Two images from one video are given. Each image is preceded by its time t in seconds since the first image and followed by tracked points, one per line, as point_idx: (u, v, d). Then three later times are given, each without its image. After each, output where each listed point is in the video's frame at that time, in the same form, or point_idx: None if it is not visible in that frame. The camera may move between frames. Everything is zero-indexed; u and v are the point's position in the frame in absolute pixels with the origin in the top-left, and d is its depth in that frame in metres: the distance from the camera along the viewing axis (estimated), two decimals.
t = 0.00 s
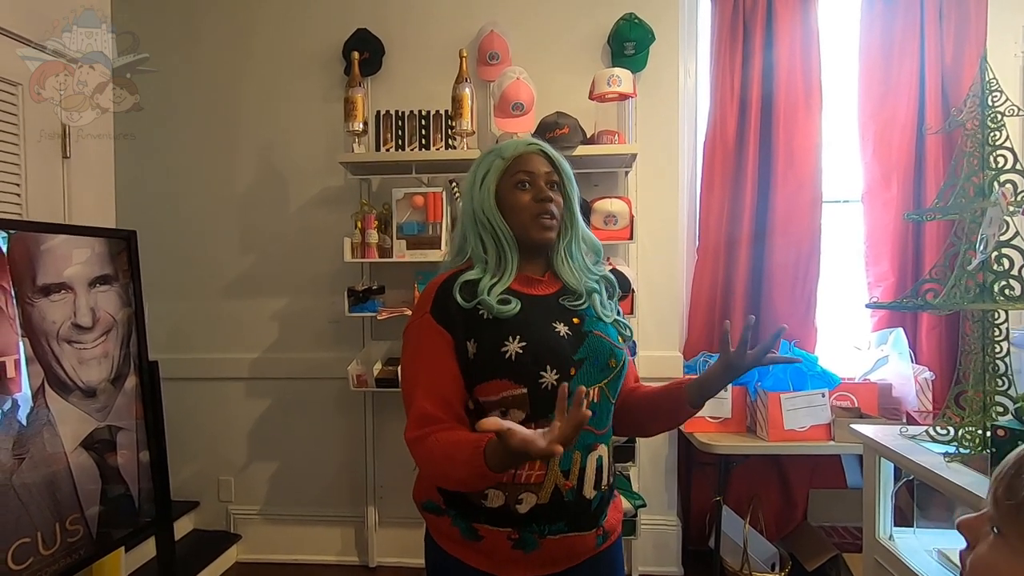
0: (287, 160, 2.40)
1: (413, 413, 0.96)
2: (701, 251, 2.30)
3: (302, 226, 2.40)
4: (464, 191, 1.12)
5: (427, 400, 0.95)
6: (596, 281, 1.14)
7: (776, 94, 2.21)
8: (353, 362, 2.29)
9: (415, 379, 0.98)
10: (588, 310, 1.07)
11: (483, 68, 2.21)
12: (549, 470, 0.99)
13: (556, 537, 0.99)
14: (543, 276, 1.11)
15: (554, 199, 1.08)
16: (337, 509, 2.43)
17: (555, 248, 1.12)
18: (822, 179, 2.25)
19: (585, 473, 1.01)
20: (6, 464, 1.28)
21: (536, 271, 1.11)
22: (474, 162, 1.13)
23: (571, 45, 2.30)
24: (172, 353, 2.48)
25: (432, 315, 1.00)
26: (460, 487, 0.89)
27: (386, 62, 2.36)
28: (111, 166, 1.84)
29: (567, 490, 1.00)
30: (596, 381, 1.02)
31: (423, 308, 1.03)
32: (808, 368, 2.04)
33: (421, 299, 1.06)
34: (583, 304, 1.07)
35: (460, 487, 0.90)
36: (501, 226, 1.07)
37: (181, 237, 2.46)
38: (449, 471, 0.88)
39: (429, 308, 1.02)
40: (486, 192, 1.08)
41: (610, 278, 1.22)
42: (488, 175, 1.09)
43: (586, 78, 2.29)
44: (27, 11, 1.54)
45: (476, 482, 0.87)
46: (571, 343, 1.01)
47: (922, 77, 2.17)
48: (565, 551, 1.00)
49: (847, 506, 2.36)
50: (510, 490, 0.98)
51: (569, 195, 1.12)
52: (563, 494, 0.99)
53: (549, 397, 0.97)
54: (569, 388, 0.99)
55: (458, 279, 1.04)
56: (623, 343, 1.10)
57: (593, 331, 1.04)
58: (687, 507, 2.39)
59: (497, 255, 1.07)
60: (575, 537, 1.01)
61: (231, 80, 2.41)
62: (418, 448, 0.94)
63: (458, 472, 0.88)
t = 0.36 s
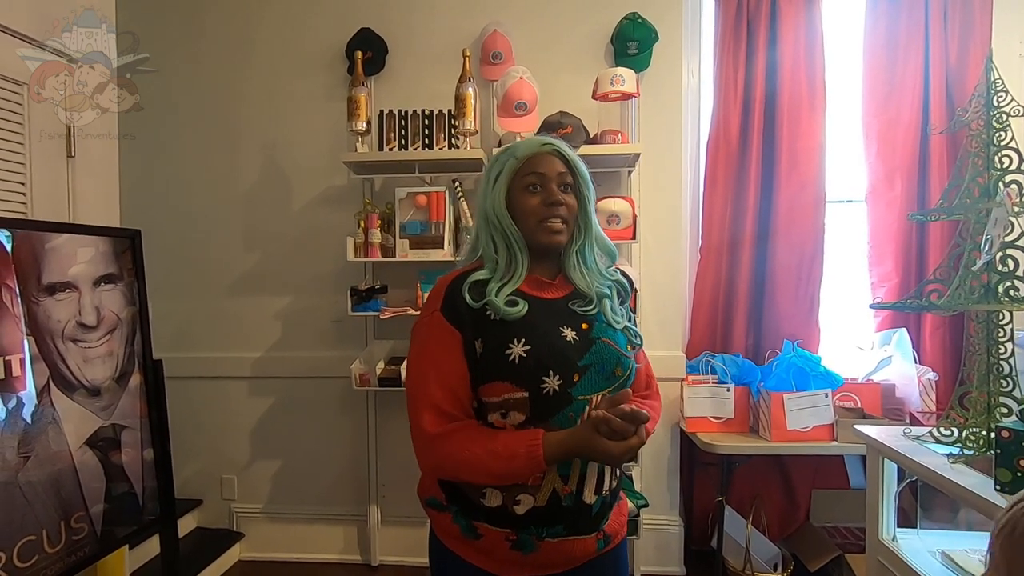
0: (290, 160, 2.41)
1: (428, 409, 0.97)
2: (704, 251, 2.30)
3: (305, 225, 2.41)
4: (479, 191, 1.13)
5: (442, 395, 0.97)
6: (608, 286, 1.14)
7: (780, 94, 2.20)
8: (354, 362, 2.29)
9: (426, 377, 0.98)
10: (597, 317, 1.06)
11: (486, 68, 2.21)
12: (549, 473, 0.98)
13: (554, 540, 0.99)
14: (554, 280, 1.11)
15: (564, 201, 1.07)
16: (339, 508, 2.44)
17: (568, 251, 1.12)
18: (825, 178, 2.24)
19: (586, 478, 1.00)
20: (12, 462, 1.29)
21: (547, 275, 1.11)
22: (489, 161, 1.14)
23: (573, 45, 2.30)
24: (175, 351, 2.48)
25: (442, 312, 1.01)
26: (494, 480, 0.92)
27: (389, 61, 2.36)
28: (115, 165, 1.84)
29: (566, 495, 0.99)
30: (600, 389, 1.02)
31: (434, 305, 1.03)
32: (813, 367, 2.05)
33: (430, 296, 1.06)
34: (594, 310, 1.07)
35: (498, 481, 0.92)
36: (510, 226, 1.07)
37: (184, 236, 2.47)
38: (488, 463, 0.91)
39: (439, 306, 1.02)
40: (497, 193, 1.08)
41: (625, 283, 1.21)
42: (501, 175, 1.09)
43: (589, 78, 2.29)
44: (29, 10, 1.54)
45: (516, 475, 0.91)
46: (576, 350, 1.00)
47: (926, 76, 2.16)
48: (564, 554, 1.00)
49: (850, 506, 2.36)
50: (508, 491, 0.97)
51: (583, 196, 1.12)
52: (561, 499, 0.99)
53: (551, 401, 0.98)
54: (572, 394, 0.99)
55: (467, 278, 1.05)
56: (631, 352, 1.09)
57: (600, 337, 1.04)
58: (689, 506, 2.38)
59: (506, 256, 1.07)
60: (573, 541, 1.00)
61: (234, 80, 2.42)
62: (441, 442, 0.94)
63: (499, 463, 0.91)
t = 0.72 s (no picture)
0: (291, 159, 2.41)
1: (442, 398, 0.94)
2: (705, 249, 2.30)
3: (305, 225, 2.41)
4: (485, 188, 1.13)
5: (455, 382, 0.95)
6: (611, 285, 1.14)
7: (781, 93, 2.20)
8: (355, 361, 2.29)
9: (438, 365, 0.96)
10: (599, 314, 1.06)
11: (487, 67, 2.21)
12: (551, 473, 0.98)
13: (556, 541, 0.99)
14: (557, 278, 1.10)
15: (569, 194, 1.07)
16: (340, 507, 2.44)
17: (572, 250, 1.12)
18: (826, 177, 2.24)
19: (587, 479, 1.00)
20: (12, 461, 1.29)
21: (551, 274, 1.11)
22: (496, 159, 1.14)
23: (572, 44, 2.30)
24: (175, 351, 2.48)
25: (450, 306, 1.00)
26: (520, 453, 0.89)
27: (389, 60, 2.36)
28: (115, 164, 1.84)
29: (568, 495, 0.99)
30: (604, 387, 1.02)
31: (441, 301, 1.03)
32: (813, 366, 2.04)
33: (436, 294, 1.07)
34: (596, 308, 1.07)
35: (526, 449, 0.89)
36: (514, 221, 1.07)
37: (185, 236, 2.47)
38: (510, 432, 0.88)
39: (446, 300, 1.02)
40: (504, 187, 1.08)
41: (630, 283, 1.21)
42: (507, 171, 1.10)
43: (590, 77, 2.29)
44: (30, 10, 1.54)
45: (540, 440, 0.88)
46: (580, 347, 1.01)
47: (927, 76, 2.16)
48: (566, 555, 1.00)
49: (850, 505, 2.37)
50: (511, 489, 0.98)
51: (588, 195, 1.12)
52: (563, 499, 0.99)
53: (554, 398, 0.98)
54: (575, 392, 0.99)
55: (471, 274, 1.05)
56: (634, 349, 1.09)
57: (601, 335, 1.04)
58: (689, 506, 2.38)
59: (509, 253, 1.07)
60: (575, 543, 1.00)
61: (234, 80, 2.42)
62: (459, 427, 0.91)
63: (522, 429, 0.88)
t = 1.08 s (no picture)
0: (289, 158, 2.41)
1: (437, 396, 0.95)
2: (704, 247, 2.30)
3: (304, 224, 2.41)
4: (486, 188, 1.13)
5: (450, 382, 0.96)
6: (612, 284, 1.14)
7: (779, 92, 2.20)
8: (354, 361, 2.28)
9: (434, 363, 0.97)
10: (598, 310, 1.06)
11: (486, 66, 2.21)
12: (550, 467, 0.98)
13: (558, 538, 0.99)
14: (555, 278, 1.10)
15: (568, 199, 1.07)
16: (339, 506, 2.44)
17: (571, 253, 1.12)
18: (824, 175, 2.24)
19: (589, 474, 1.00)
20: (11, 461, 1.29)
21: (550, 273, 1.11)
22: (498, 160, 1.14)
23: (571, 43, 2.29)
24: (173, 351, 2.48)
25: (445, 305, 1.01)
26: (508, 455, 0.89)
27: (387, 59, 2.35)
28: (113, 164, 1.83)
29: (569, 489, 0.99)
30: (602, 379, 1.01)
31: (439, 300, 1.04)
32: (812, 364, 2.05)
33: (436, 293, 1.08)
34: (594, 305, 1.07)
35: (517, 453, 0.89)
36: (513, 224, 1.07)
37: (184, 236, 2.46)
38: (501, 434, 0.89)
39: (443, 300, 1.03)
40: (504, 188, 1.08)
41: (631, 284, 1.21)
42: (508, 172, 1.09)
43: (588, 75, 2.29)
44: (28, 10, 1.53)
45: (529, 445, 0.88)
46: (577, 339, 1.00)
47: (925, 74, 2.16)
48: (569, 552, 1.00)
49: (849, 502, 2.37)
50: (511, 486, 0.98)
51: (589, 197, 1.11)
52: (565, 494, 0.98)
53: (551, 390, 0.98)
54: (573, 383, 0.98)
55: (468, 274, 1.06)
56: (634, 342, 1.09)
57: (600, 327, 1.03)
58: (688, 504, 2.38)
59: (508, 254, 1.07)
60: (578, 539, 1.00)
61: (232, 79, 2.41)
62: (453, 426, 0.92)
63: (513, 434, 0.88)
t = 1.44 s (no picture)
0: (286, 157, 2.40)
1: (426, 399, 0.96)
2: (701, 245, 2.30)
3: (301, 223, 2.40)
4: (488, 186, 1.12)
5: (438, 384, 0.96)
6: (613, 284, 1.13)
7: (775, 90, 2.21)
8: (352, 360, 2.28)
9: (425, 365, 0.99)
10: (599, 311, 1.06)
11: (483, 64, 2.21)
12: (551, 466, 0.98)
13: (559, 537, 0.99)
14: (555, 277, 1.10)
15: (571, 196, 1.06)
16: (338, 506, 2.44)
17: (572, 251, 1.11)
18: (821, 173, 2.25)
19: (589, 473, 1.00)
20: (7, 462, 1.28)
21: (550, 272, 1.10)
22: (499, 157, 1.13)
23: (568, 41, 2.29)
24: (171, 351, 2.47)
25: (442, 307, 1.02)
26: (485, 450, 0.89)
27: (384, 58, 2.35)
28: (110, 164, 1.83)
29: (570, 488, 0.99)
30: (602, 379, 1.01)
31: (436, 302, 1.04)
32: (809, 361, 2.05)
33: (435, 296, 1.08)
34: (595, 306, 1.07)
35: (489, 445, 0.89)
36: (515, 223, 1.06)
37: (180, 236, 2.46)
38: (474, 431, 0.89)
39: (440, 302, 1.04)
40: (505, 188, 1.07)
41: (631, 284, 1.21)
42: (508, 171, 1.09)
43: (586, 73, 2.29)
44: (26, 9, 1.53)
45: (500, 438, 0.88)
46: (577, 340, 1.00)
47: (922, 71, 2.16)
48: (569, 551, 1.00)
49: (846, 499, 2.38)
50: (512, 484, 0.98)
51: (590, 194, 1.10)
52: (566, 493, 0.99)
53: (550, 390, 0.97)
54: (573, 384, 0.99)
55: (469, 274, 1.06)
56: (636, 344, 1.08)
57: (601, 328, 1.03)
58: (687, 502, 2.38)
59: (509, 254, 1.07)
60: (578, 539, 1.00)
61: (229, 78, 2.41)
62: (433, 427, 0.93)
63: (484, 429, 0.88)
